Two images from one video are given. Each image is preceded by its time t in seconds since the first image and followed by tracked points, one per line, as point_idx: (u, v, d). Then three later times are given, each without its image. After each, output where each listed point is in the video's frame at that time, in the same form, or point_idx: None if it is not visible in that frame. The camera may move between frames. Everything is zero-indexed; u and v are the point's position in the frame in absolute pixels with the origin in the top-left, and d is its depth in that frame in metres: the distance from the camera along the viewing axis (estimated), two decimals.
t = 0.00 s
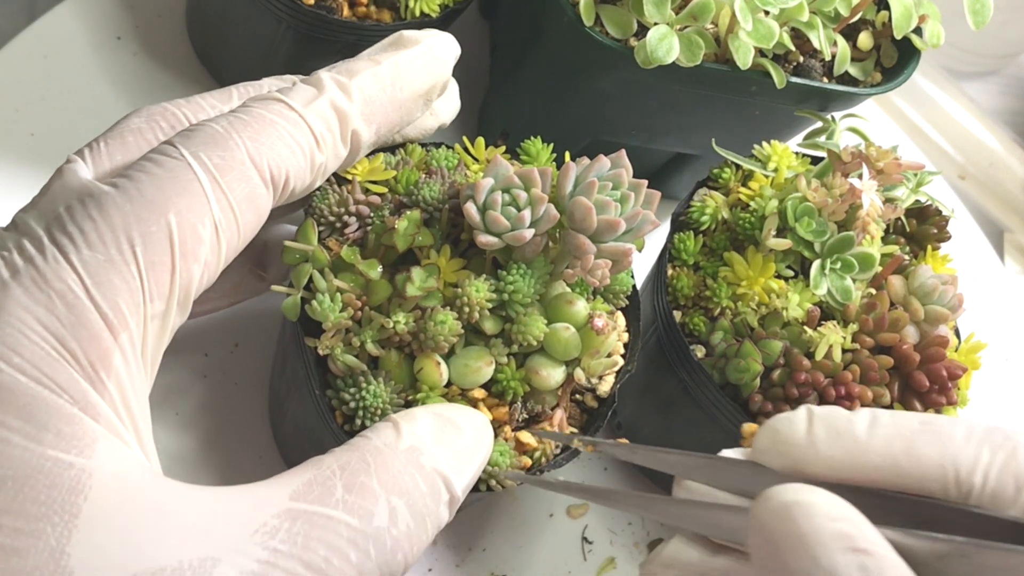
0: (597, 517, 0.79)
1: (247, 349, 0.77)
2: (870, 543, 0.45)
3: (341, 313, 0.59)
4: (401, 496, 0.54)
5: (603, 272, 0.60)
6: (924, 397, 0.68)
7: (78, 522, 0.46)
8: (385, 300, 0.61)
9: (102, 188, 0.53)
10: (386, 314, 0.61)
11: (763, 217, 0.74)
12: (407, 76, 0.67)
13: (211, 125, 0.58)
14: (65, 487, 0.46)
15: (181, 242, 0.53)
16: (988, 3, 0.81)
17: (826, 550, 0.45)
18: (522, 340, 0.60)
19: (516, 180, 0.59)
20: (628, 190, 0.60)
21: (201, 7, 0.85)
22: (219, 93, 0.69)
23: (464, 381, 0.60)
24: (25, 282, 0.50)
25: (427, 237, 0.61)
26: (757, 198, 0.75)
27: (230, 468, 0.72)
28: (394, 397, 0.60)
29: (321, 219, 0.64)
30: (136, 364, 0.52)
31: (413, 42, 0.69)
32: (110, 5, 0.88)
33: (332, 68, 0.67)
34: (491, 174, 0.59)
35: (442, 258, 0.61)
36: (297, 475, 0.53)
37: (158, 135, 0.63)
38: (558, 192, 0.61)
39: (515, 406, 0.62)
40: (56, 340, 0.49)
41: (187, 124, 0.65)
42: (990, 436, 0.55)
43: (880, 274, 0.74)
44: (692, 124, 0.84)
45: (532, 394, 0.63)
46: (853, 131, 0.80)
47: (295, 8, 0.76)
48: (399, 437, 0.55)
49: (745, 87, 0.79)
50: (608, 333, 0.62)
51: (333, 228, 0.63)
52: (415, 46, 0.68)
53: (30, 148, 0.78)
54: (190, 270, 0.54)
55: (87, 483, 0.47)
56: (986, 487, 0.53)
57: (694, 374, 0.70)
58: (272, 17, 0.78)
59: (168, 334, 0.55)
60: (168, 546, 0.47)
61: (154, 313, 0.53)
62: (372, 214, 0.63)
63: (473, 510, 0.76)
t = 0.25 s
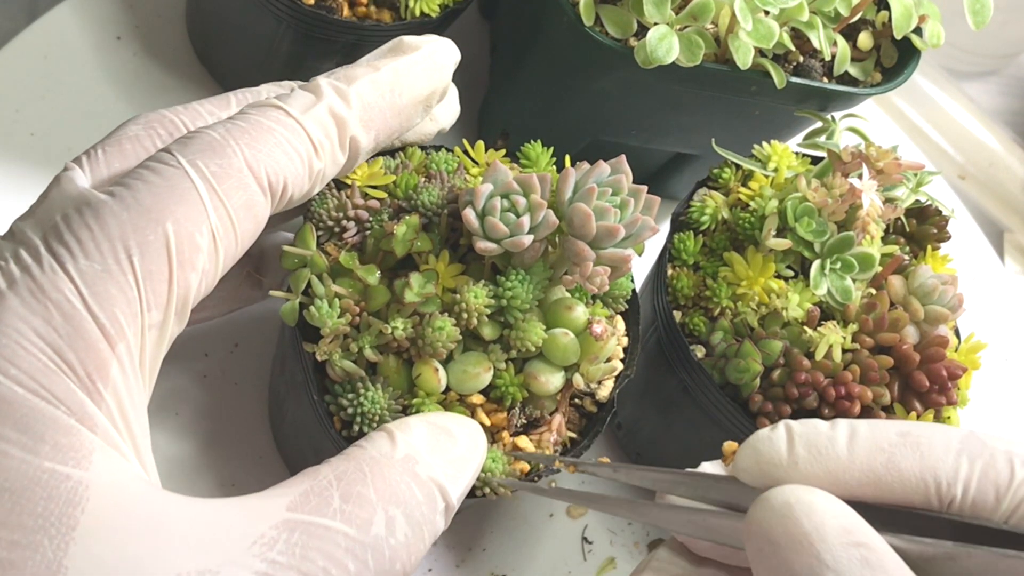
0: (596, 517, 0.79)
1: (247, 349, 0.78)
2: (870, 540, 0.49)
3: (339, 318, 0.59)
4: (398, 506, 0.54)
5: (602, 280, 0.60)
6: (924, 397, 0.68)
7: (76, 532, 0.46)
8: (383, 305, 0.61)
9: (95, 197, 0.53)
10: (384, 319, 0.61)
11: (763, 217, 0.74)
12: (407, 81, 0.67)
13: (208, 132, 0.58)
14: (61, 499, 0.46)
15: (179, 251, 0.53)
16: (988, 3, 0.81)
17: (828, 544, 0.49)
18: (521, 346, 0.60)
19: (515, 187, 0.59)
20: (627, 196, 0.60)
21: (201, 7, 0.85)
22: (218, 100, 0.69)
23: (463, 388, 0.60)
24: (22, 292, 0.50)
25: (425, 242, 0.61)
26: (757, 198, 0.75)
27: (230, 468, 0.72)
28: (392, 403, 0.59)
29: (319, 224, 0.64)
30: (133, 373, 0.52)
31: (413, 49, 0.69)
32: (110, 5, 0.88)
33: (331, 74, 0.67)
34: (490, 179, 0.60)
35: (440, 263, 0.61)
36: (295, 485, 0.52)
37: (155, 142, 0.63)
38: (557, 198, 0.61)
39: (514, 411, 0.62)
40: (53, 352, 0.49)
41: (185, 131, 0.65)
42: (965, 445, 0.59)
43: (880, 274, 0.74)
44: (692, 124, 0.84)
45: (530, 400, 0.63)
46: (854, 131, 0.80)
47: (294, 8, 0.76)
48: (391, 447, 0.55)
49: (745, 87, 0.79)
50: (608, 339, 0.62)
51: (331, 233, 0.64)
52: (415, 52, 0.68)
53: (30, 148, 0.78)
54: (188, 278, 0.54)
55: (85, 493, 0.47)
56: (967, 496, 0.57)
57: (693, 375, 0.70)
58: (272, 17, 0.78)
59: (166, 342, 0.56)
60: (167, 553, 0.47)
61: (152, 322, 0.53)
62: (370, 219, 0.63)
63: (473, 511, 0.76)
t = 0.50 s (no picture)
0: (597, 517, 0.79)
1: (249, 349, 0.78)
2: (843, 547, 0.50)
3: (342, 318, 0.60)
4: (407, 533, 0.55)
5: (605, 280, 0.60)
6: (924, 397, 0.68)
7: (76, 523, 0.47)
8: (386, 305, 0.61)
9: (99, 186, 0.54)
10: (387, 319, 0.61)
11: (763, 217, 0.74)
12: (410, 77, 0.67)
13: (209, 124, 0.59)
14: (64, 487, 0.47)
15: (176, 240, 0.54)
16: (988, 3, 0.81)
17: (802, 552, 0.50)
18: (523, 347, 0.60)
19: (520, 187, 0.59)
20: (630, 197, 0.60)
21: (201, 6, 0.85)
22: (222, 97, 0.69)
23: (466, 389, 0.59)
24: (21, 279, 0.50)
25: (427, 242, 0.61)
26: (757, 198, 0.75)
27: (231, 468, 0.72)
28: (396, 403, 0.59)
29: (322, 223, 0.64)
30: (133, 367, 0.53)
31: (417, 45, 0.70)
32: (110, 4, 0.88)
33: (336, 70, 0.68)
34: (495, 180, 0.60)
35: (443, 263, 0.62)
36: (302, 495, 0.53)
37: (157, 136, 0.64)
38: (560, 198, 0.61)
39: (516, 412, 0.62)
40: (52, 338, 0.50)
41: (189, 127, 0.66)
42: (946, 455, 0.61)
43: (880, 274, 0.74)
44: (692, 124, 0.84)
45: (532, 401, 0.63)
46: (853, 131, 0.80)
47: (295, 8, 0.76)
48: (424, 476, 0.54)
49: (745, 87, 0.79)
50: (610, 339, 0.62)
51: (335, 233, 0.64)
52: (419, 48, 0.69)
53: (30, 148, 0.78)
54: (185, 268, 0.55)
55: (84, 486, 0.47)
56: (944, 505, 0.59)
57: (694, 376, 0.70)
58: (272, 17, 0.78)
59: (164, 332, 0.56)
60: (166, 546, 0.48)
61: (150, 312, 0.54)
62: (374, 219, 0.63)
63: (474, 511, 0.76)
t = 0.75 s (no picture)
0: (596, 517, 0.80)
1: (248, 348, 0.78)
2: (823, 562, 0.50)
3: (343, 313, 0.59)
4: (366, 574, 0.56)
5: (605, 271, 0.60)
6: (924, 397, 0.68)
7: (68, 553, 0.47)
8: (386, 300, 0.61)
9: (52, 267, 0.51)
10: (387, 313, 0.61)
11: (763, 217, 0.74)
12: (382, 138, 0.63)
13: (176, 199, 0.55)
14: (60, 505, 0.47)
15: (144, 343, 0.52)
16: (988, 3, 0.81)
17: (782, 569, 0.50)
18: (523, 338, 0.60)
19: (518, 179, 0.59)
20: (628, 188, 0.60)
21: (202, 7, 0.85)
22: (136, 104, 0.64)
23: (466, 381, 0.60)
24: None
25: (427, 236, 0.61)
26: (757, 198, 0.75)
27: (232, 469, 0.72)
28: (397, 398, 0.59)
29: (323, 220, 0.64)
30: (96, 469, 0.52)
31: (381, 99, 0.64)
32: (111, 5, 0.88)
33: (297, 114, 0.63)
34: (493, 172, 0.59)
35: (443, 258, 0.61)
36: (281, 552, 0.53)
37: (73, 165, 0.60)
38: (559, 190, 0.61)
39: (518, 406, 0.62)
40: (37, 398, 0.49)
41: (104, 150, 0.62)
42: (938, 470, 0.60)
43: (880, 274, 0.74)
44: (692, 124, 0.84)
45: (534, 393, 0.63)
46: (853, 131, 0.80)
47: (295, 8, 0.76)
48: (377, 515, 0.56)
49: (745, 87, 0.79)
50: (610, 331, 0.62)
51: (334, 229, 0.64)
52: (383, 108, 0.64)
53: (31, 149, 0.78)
54: (149, 369, 0.53)
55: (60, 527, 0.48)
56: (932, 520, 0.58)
57: (694, 374, 0.70)
58: (272, 17, 0.78)
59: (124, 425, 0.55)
60: None
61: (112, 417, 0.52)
62: (373, 214, 0.63)
63: (474, 511, 0.76)
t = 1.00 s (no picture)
0: (596, 517, 0.80)
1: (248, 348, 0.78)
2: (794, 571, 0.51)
3: (343, 309, 0.59)
4: (356, 550, 0.57)
5: (606, 270, 0.60)
6: (924, 397, 0.68)
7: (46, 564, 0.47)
8: (387, 297, 0.61)
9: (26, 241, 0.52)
10: (388, 311, 0.61)
11: (763, 217, 0.74)
12: (355, 145, 0.64)
13: (149, 183, 0.57)
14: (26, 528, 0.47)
15: (113, 306, 0.53)
16: (988, 3, 0.81)
17: None
18: (523, 338, 0.60)
19: (520, 179, 0.59)
20: (630, 189, 0.60)
21: (202, 6, 0.85)
22: (144, 134, 0.66)
23: (465, 379, 0.60)
24: None
25: (429, 234, 0.61)
26: (757, 198, 0.75)
27: (232, 468, 0.72)
28: (396, 395, 0.59)
29: (325, 217, 0.65)
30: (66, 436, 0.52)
31: (360, 109, 0.67)
32: (111, 4, 0.88)
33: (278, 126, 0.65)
34: (495, 172, 0.59)
35: (444, 255, 0.61)
36: (263, 527, 0.55)
37: (80, 183, 0.62)
38: (560, 190, 0.61)
39: (517, 405, 0.62)
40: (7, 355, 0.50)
41: (111, 172, 0.63)
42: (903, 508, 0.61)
43: (880, 274, 0.74)
44: (692, 124, 0.84)
45: (533, 393, 0.63)
46: (853, 131, 0.80)
47: (295, 8, 0.76)
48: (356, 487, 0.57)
49: (745, 87, 0.79)
50: (610, 332, 0.62)
51: (336, 227, 0.64)
52: (362, 115, 0.66)
53: (31, 148, 0.78)
54: (119, 337, 0.54)
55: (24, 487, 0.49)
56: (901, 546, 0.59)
57: (694, 375, 0.70)
58: (272, 17, 0.78)
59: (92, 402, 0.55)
60: None
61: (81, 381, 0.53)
62: (375, 212, 0.63)
63: (474, 509, 0.76)
